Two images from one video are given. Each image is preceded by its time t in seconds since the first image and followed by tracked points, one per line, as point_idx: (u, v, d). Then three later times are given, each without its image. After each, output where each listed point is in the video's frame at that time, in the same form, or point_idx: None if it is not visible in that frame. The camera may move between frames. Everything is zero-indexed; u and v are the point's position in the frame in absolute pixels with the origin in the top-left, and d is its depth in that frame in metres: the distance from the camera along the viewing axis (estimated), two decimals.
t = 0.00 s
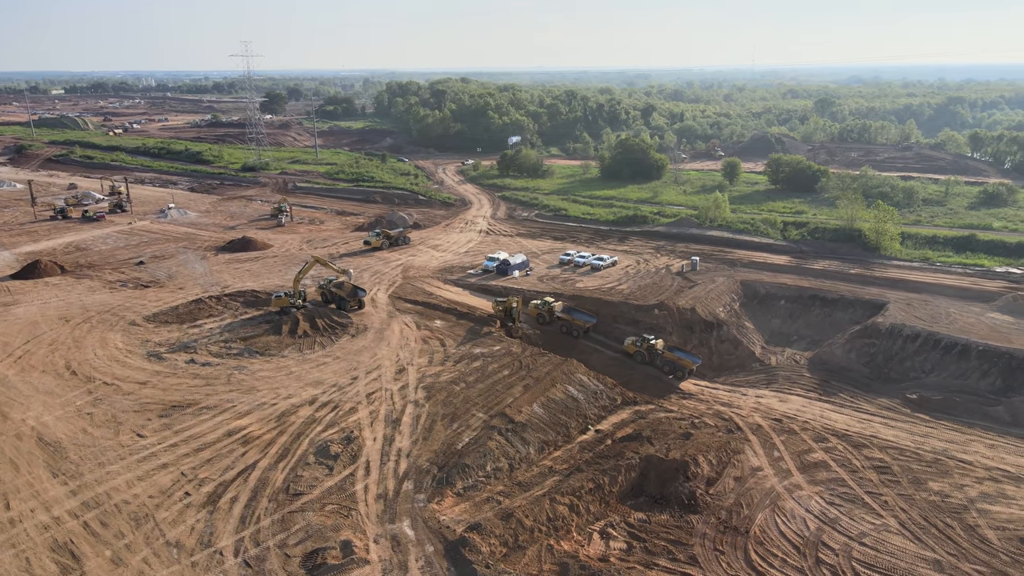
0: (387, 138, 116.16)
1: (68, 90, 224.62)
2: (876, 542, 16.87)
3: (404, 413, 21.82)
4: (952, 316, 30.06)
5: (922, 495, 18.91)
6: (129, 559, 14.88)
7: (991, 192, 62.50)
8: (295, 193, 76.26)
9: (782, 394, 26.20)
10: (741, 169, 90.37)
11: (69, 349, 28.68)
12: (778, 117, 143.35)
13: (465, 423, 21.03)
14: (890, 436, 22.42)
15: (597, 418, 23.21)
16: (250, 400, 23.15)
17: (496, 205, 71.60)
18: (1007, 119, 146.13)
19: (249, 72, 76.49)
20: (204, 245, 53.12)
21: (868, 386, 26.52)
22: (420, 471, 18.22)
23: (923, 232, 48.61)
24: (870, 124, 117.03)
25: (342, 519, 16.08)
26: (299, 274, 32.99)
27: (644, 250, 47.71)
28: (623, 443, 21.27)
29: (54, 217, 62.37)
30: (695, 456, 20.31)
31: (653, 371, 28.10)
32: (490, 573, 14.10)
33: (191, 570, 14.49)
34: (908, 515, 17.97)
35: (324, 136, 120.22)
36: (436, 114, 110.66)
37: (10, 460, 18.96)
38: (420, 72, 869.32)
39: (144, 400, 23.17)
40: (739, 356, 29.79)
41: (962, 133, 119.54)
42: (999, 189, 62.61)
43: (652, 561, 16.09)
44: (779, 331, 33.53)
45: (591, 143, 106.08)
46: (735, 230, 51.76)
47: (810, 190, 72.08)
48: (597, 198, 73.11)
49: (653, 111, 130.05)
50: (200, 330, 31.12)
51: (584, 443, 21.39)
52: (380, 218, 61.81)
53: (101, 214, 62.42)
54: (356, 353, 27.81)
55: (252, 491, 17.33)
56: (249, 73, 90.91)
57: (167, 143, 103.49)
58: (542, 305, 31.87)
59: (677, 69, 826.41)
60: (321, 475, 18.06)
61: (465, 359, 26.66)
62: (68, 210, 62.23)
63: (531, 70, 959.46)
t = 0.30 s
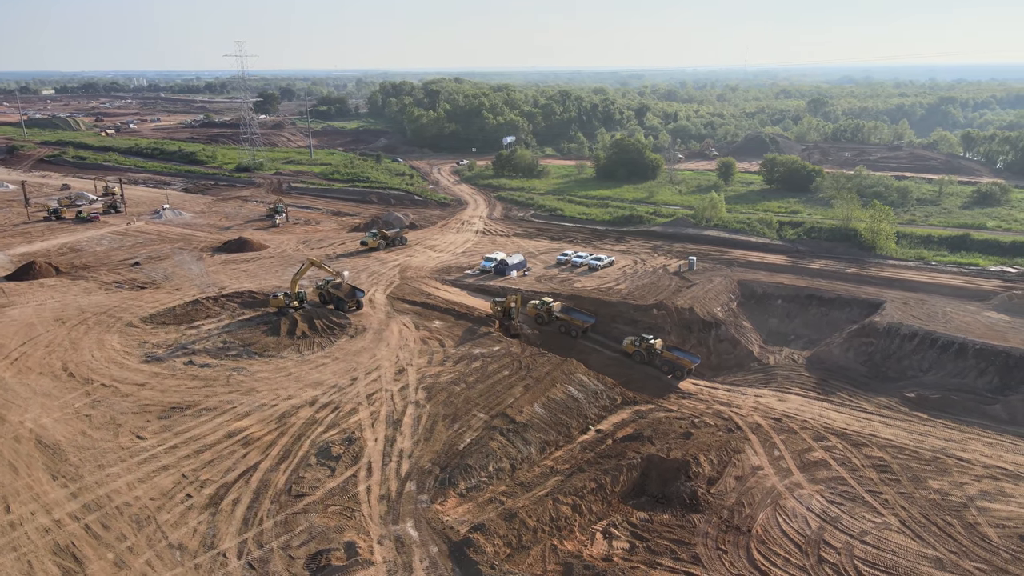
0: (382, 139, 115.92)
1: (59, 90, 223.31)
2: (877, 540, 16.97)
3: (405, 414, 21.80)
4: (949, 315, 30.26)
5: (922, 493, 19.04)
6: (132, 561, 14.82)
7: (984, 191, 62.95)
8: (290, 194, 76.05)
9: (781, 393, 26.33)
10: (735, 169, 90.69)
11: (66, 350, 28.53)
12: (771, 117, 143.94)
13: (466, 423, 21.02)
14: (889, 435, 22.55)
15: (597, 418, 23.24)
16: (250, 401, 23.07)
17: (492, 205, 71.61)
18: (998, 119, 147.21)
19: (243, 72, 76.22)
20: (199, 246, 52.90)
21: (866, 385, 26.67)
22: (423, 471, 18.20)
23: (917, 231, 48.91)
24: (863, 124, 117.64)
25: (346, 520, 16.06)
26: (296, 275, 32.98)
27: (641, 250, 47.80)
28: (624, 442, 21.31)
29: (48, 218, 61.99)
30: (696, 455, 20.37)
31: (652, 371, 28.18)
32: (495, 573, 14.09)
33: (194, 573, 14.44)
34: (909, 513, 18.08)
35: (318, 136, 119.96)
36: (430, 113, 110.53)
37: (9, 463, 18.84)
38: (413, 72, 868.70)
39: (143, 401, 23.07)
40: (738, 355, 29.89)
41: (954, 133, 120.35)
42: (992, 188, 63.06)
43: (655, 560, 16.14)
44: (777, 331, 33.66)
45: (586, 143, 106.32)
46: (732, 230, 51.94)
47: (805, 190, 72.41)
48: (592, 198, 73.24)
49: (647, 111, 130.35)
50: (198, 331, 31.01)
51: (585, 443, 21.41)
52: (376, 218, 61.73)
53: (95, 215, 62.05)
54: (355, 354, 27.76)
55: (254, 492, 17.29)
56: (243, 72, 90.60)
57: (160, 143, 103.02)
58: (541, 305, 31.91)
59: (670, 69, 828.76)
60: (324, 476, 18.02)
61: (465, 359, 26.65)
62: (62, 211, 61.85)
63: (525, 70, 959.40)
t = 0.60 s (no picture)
0: (376, 139, 115.59)
1: (49, 90, 221.89)
2: (878, 539, 17.05)
3: (406, 414, 21.77)
4: (945, 314, 30.45)
5: (922, 491, 19.15)
6: (134, 564, 14.74)
7: (978, 191, 63.38)
8: (286, 194, 75.82)
9: (780, 391, 26.45)
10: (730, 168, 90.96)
11: (62, 352, 28.37)
12: (764, 116, 144.44)
13: (467, 423, 21.01)
14: (888, 433, 22.66)
15: (597, 417, 23.27)
16: (249, 402, 23.00)
17: (488, 205, 71.60)
18: (990, 118, 148.16)
19: (237, 71, 75.97)
20: (195, 246, 52.65)
21: (865, 383, 26.81)
22: (425, 472, 18.18)
23: (912, 230, 49.21)
24: (856, 124, 118.17)
25: (348, 521, 16.01)
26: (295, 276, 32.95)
27: (638, 250, 47.85)
28: (625, 442, 21.34)
29: (41, 219, 61.57)
30: (697, 454, 20.44)
31: (651, 371, 28.25)
32: (499, 573, 14.07)
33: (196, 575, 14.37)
34: (909, 511, 18.19)
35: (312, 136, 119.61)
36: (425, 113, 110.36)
37: (7, 465, 18.72)
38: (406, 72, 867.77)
39: (142, 403, 22.99)
40: (736, 354, 30.00)
41: (946, 133, 121.04)
42: (986, 188, 63.48)
43: (658, 559, 16.17)
44: (775, 330, 33.79)
45: (580, 143, 106.41)
46: (728, 230, 52.10)
47: (799, 190, 72.72)
48: (588, 198, 73.32)
49: (641, 111, 130.67)
50: (195, 332, 30.88)
51: (585, 442, 21.43)
52: (373, 218, 61.66)
53: (89, 215, 61.73)
54: (354, 354, 27.72)
55: (256, 493, 17.23)
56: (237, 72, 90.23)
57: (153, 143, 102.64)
58: (539, 305, 31.96)
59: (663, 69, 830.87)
60: (325, 477, 17.96)
61: (464, 359, 26.64)
62: (55, 211, 61.43)
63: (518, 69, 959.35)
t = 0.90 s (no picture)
0: (371, 139, 115.33)
1: (40, 90, 220.57)
2: (880, 536, 17.13)
3: (406, 414, 21.74)
4: (942, 312, 30.64)
5: (922, 489, 19.25)
6: (136, 565, 14.66)
7: (971, 190, 63.81)
8: (281, 194, 75.60)
9: (779, 390, 26.57)
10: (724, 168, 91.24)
11: (59, 353, 28.27)
12: (757, 116, 144.97)
13: (468, 423, 21.00)
14: (887, 432, 22.79)
15: (598, 417, 23.30)
16: (249, 403, 22.93)
17: (484, 205, 71.58)
18: (981, 118, 149.16)
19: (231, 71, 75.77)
20: (190, 247, 52.45)
21: (863, 382, 26.97)
22: (427, 472, 18.16)
23: (907, 229, 49.52)
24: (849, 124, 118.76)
25: (352, 522, 15.98)
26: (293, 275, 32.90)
27: (635, 250, 47.91)
28: (626, 441, 21.39)
29: (34, 220, 61.20)
30: (698, 454, 20.52)
31: (650, 370, 28.31)
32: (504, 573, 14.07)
33: None
34: (910, 509, 18.29)
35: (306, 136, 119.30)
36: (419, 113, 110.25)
37: (6, 468, 18.61)
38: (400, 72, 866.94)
39: (140, 404, 22.91)
40: (734, 353, 30.13)
41: (938, 132, 121.72)
42: (979, 187, 63.93)
43: (661, 558, 16.21)
44: (772, 329, 33.93)
45: (575, 143, 106.56)
46: (724, 229, 52.25)
47: (794, 189, 73.03)
48: (584, 198, 73.42)
49: (635, 111, 130.90)
50: (193, 333, 30.79)
51: (586, 442, 21.45)
52: (369, 218, 61.54)
53: (83, 216, 61.40)
54: (354, 354, 27.68)
55: (258, 495, 17.17)
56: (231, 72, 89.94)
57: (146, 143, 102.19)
58: (538, 305, 31.96)
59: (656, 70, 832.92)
60: (327, 478, 17.92)
61: (464, 359, 26.63)
62: (48, 212, 61.07)
63: (509, 70, 960.23)
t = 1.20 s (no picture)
0: (365, 139, 115.03)
1: (30, 90, 219.32)
2: (882, 534, 17.21)
3: (407, 414, 21.69)
4: (939, 311, 30.82)
5: (922, 486, 19.37)
6: (139, 567, 14.57)
7: (965, 189, 64.26)
8: (275, 195, 75.35)
9: (778, 389, 26.72)
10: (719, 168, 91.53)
11: (56, 354, 28.31)
12: (751, 116, 145.49)
13: (469, 422, 20.96)
14: (887, 430, 22.94)
15: (599, 416, 23.33)
16: (248, 403, 22.84)
17: (479, 205, 71.52)
18: (973, 118, 150.14)
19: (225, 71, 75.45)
20: (185, 247, 52.22)
21: (861, 380, 27.13)
22: (429, 471, 18.12)
23: (902, 228, 49.79)
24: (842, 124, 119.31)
25: (355, 522, 15.93)
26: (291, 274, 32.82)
27: (632, 249, 48.00)
28: (627, 440, 21.43)
29: (27, 220, 60.79)
30: (699, 452, 20.57)
31: (649, 369, 28.36)
32: (509, 573, 14.05)
33: None
34: (911, 506, 18.39)
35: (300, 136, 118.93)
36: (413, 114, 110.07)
37: (5, 471, 18.49)
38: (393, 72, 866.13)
39: (139, 406, 22.86)
40: (733, 352, 30.24)
41: (930, 132, 122.40)
42: (973, 186, 64.38)
43: (665, 557, 16.24)
44: (770, 328, 34.05)
45: (569, 143, 106.64)
46: (721, 228, 52.40)
47: (789, 189, 73.33)
48: (579, 197, 73.51)
49: (629, 111, 131.14)
50: (190, 334, 30.73)
51: (588, 441, 21.48)
52: (364, 218, 61.43)
53: (77, 217, 61.06)
54: (353, 354, 27.61)
55: (259, 496, 17.09)
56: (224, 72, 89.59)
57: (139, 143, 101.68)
58: (536, 304, 31.87)
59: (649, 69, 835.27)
60: (329, 478, 17.87)
61: (464, 359, 26.61)
62: (41, 212, 60.68)
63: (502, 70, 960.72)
